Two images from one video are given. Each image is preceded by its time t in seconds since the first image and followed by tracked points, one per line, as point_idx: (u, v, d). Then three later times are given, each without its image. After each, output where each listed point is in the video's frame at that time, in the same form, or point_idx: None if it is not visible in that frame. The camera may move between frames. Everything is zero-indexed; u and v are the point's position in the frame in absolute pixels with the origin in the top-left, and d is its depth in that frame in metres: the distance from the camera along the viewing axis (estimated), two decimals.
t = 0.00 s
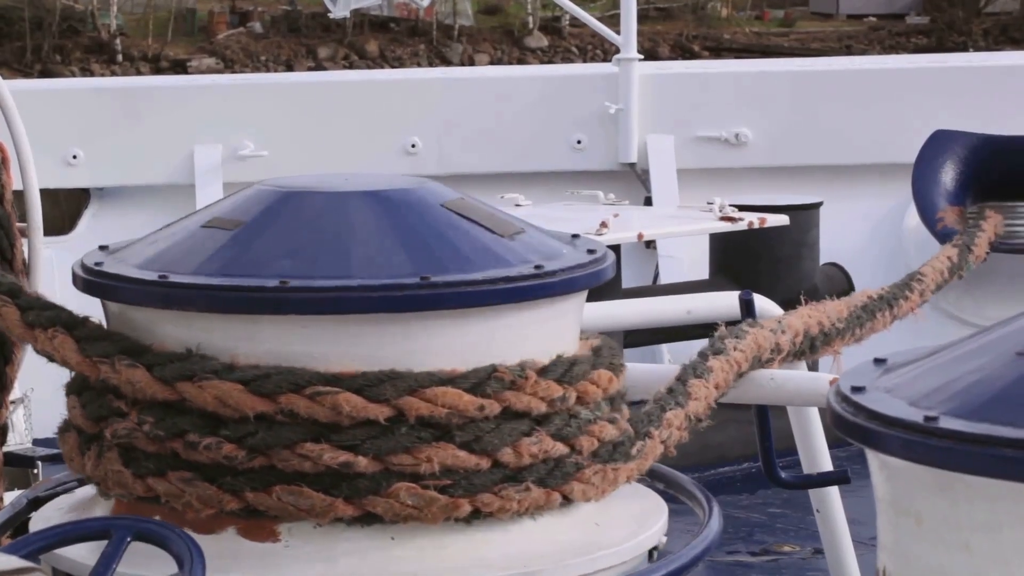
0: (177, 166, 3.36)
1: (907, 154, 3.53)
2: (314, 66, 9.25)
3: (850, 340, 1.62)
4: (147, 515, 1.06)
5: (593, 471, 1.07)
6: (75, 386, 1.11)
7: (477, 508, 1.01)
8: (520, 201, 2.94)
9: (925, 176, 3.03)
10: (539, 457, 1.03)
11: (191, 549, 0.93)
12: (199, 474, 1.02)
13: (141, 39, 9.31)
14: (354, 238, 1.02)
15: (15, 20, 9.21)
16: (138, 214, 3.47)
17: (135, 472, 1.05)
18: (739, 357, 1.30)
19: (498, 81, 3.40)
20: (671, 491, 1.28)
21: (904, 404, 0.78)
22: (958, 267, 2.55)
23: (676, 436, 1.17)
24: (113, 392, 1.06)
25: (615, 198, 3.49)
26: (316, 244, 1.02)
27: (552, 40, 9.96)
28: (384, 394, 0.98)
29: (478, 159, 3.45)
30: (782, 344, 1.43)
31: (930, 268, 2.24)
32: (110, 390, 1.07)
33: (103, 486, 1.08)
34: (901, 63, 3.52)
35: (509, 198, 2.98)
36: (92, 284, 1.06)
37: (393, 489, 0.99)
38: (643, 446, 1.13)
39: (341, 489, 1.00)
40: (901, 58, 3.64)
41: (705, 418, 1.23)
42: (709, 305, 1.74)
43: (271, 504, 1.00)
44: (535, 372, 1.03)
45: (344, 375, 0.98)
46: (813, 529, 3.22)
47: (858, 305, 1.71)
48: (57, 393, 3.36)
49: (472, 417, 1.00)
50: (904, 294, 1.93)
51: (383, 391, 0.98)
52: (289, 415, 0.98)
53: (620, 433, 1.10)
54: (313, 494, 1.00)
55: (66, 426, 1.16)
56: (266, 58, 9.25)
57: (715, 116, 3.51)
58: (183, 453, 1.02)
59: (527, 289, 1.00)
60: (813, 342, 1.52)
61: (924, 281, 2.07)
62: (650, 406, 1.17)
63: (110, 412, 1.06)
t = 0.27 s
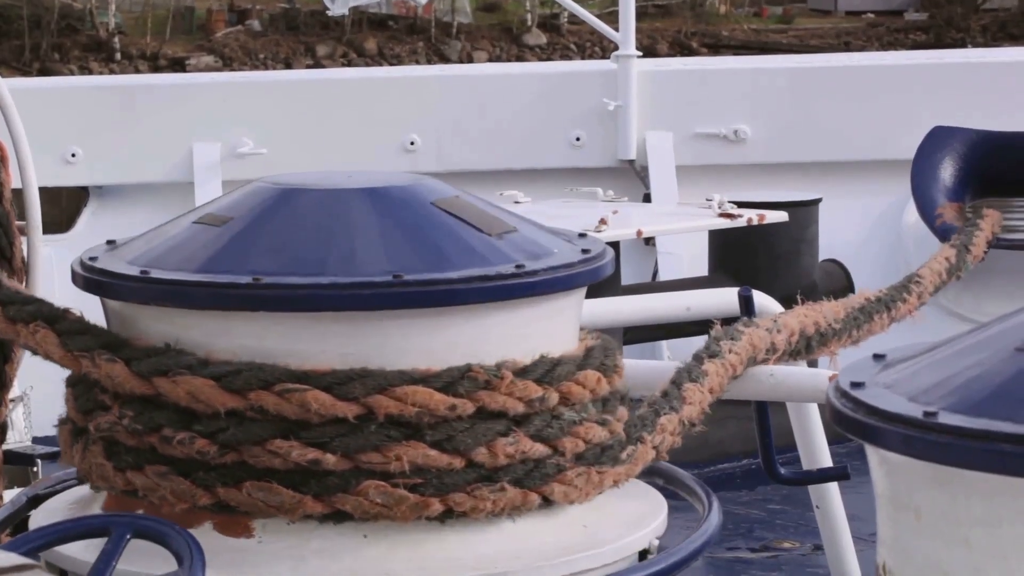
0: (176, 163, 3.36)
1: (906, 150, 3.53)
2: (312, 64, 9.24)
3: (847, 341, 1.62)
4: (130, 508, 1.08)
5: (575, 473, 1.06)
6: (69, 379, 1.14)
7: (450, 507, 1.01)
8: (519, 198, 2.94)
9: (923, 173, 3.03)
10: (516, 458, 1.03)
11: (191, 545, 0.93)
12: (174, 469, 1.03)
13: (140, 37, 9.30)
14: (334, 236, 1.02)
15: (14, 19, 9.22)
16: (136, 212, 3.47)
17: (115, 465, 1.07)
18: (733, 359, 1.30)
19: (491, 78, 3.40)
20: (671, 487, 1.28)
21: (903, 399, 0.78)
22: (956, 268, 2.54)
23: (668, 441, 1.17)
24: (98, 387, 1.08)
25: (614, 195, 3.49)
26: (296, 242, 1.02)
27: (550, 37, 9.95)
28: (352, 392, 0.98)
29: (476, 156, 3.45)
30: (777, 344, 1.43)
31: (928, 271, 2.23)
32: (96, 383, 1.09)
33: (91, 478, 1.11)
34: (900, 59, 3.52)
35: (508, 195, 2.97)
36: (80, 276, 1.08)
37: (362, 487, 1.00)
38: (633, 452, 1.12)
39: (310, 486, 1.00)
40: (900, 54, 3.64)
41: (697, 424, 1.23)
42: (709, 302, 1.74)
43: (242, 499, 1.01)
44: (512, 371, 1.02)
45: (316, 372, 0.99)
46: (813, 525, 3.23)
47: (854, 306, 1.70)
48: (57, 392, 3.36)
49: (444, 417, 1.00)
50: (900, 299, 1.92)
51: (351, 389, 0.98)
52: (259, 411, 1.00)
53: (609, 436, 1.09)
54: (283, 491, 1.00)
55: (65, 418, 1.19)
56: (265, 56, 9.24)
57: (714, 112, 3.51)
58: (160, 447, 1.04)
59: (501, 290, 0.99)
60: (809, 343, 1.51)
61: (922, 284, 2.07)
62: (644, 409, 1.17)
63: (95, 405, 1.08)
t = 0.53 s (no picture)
0: (176, 159, 3.36)
1: (907, 146, 3.53)
2: (313, 58, 9.24)
3: (844, 333, 1.62)
4: (118, 499, 1.11)
5: (558, 472, 1.06)
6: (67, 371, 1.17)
7: (425, 504, 1.02)
8: (520, 193, 2.94)
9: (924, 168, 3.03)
10: (493, 455, 1.03)
11: (192, 541, 0.93)
12: (154, 460, 1.05)
13: (140, 31, 9.28)
14: (319, 232, 1.03)
15: (14, 14, 9.21)
16: (137, 206, 3.46)
17: (101, 456, 1.09)
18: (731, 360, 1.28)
19: (488, 73, 3.40)
20: (671, 483, 1.28)
21: (904, 394, 0.78)
22: (953, 259, 2.54)
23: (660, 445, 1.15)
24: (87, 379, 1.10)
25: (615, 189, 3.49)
26: (281, 238, 1.03)
27: (551, 32, 9.94)
28: (323, 386, 0.98)
29: (477, 151, 3.45)
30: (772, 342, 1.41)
31: (925, 260, 2.23)
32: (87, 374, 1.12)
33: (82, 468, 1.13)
34: (902, 54, 3.52)
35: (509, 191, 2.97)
36: (78, 269, 1.09)
37: (334, 482, 1.01)
38: (623, 455, 1.11)
39: (282, 480, 1.02)
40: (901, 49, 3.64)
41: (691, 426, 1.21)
42: (709, 297, 1.74)
43: (216, 492, 1.03)
44: (489, 367, 1.02)
45: (290, 364, 1.00)
46: (813, 521, 3.23)
47: (852, 297, 1.70)
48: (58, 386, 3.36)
49: (417, 413, 1.00)
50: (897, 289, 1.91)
51: (323, 384, 0.98)
52: (234, 405, 1.01)
53: (597, 437, 1.09)
54: (257, 485, 1.02)
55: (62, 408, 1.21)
56: (265, 50, 9.23)
57: (714, 107, 3.51)
58: (141, 439, 1.06)
59: (478, 286, 0.98)
60: (806, 336, 1.51)
61: (920, 274, 2.07)
62: (637, 412, 1.16)
63: (85, 397, 1.10)
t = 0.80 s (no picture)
0: (178, 156, 3.36)
1: (909, 143, 3.53)
2: (315, 56, 9.24)
3: (845, 331, 1.62)
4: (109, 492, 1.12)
5: (542, 471, 1.05)
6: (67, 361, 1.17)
7: (401, 501, 1.02)
8: (522, 190, 2.94)
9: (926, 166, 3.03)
10: (472, 453, 1.02)
11: (193, 537, 0.94)
12: (138, 453, 1.06)
13: (142, 29, 9.28)
14: (301, 228, 1.03)
15: (16, 11, 9.21)
16: (139, 203, 3.47)
17: (91, 448, 1.11)
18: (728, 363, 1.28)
19: (486, 71, 3.40)
20: (672, 479, 1.28)
21: (906, 391, 0.78)
22: (956, 258, 2.53)
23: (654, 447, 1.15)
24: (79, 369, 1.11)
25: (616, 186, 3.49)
26: (264, 234, 1.03)
27: (552, 29, 9.94)
28: (298, 382, 0.98)
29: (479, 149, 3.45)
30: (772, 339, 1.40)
31: (926, 261, 2.23)
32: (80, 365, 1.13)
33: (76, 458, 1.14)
34: (904, 52, 3.51)
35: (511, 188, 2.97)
36: (75, 264, 1.10)
37: (310, 478, 1.01)
38: (614, 455, 1.11)
39: (259, 475, 1.02)
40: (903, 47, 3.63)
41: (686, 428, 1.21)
42: (711, 295, 1.74)
43: (196, 486, 1.04)
44: (468, 364, 1.01)
45: (263, 359, 1.00)
46: (815, 518, 3.23)
47: (853, 296, 1.70)
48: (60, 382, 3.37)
49: (392, 410, 1.00)
50: (898, 288, 1.91)
51: (298, 379, 0.98)
52: (212, 398, 1.01)
53: (586, 436, 1.07)
54: (234, 480, 1.03)
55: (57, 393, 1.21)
56: (267, 48, 9.23)
57: (717, 105, 3.51)
58: (126, 431, 1.07)
59: (478, 283, 0.98)
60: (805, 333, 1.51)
61: (921, 273, 2.06)
62: (632, 412, 1.15)
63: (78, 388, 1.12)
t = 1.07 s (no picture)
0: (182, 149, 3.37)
1: (913, 137, 3.52)
2: (319, 49, 9.24)
3: (845, 326, 1.62)
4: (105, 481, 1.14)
5: (522, 468, 1.04)
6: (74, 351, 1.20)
7: (374, 494, 1.02)
8: (526, 184, 2.94)
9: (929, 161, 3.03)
10: (448, 448, 1.02)
11: (196, 528, 0.94)
12: (124, 441, 1.08)
13: (146, 22, 9.27)
14: (296, 221, 1.03)
15: (21, 4, 9.20)
16: (143, 196, 3.47)
17: (85, 435, 1.13)
18: (722, 361, 1.29)
19: (488, 65, 3.39)
20: (677, 473, 1.28)
21: (910, 384, 0.78)
22: (958, 254, 2.52)
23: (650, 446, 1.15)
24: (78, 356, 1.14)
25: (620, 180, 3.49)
26: (251, 226, 1.03)
27: (557, 23, 9.92)
28: (272, 373, 0.99)
29: (482, 143, 3.45)
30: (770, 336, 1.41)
31: (928, 256, 2.23)
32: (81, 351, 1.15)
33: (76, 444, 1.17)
34: (909, 46, 3.51)
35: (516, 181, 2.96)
36: (80, 256, 1.10)
37: (283, 469, 1.02)
38: (601, 455, 1.09)
39: (233, 466, 1.03)
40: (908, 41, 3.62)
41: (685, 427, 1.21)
42: (715, 288, 1.74)
43: (174, 475, 1.05)
44: (444, 359, 1.00)
45: (239, 351, 1.01)
46: (819, 511, 3.23)
47: (853, 290, 1.70)
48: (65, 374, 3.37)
49: (364, 404, 1.00)
50: (899, 283, 1.91)
51: (271, 370, 0.99)
52: (189, 385, 1.03)
53: (573, 434, 1.07)
54: (210, 470, 1.04)
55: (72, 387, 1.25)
56: (271, 41, 9.22)
57: (721, 99, 3.51)
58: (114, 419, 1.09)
59: (484, 275, 0.98)
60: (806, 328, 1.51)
61: (922, 268, 2.06)
62: (631, 411, 1.15)
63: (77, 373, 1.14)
